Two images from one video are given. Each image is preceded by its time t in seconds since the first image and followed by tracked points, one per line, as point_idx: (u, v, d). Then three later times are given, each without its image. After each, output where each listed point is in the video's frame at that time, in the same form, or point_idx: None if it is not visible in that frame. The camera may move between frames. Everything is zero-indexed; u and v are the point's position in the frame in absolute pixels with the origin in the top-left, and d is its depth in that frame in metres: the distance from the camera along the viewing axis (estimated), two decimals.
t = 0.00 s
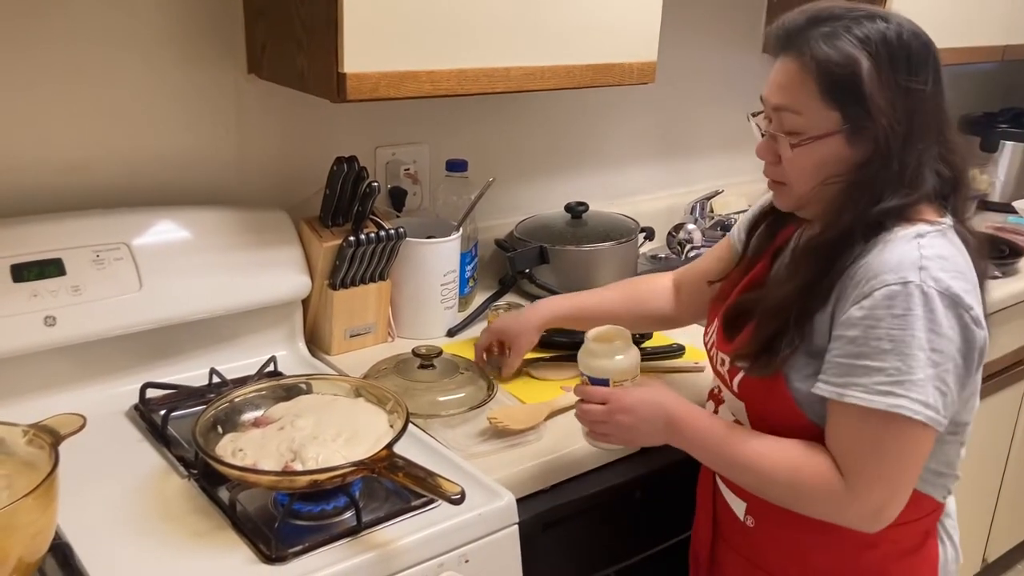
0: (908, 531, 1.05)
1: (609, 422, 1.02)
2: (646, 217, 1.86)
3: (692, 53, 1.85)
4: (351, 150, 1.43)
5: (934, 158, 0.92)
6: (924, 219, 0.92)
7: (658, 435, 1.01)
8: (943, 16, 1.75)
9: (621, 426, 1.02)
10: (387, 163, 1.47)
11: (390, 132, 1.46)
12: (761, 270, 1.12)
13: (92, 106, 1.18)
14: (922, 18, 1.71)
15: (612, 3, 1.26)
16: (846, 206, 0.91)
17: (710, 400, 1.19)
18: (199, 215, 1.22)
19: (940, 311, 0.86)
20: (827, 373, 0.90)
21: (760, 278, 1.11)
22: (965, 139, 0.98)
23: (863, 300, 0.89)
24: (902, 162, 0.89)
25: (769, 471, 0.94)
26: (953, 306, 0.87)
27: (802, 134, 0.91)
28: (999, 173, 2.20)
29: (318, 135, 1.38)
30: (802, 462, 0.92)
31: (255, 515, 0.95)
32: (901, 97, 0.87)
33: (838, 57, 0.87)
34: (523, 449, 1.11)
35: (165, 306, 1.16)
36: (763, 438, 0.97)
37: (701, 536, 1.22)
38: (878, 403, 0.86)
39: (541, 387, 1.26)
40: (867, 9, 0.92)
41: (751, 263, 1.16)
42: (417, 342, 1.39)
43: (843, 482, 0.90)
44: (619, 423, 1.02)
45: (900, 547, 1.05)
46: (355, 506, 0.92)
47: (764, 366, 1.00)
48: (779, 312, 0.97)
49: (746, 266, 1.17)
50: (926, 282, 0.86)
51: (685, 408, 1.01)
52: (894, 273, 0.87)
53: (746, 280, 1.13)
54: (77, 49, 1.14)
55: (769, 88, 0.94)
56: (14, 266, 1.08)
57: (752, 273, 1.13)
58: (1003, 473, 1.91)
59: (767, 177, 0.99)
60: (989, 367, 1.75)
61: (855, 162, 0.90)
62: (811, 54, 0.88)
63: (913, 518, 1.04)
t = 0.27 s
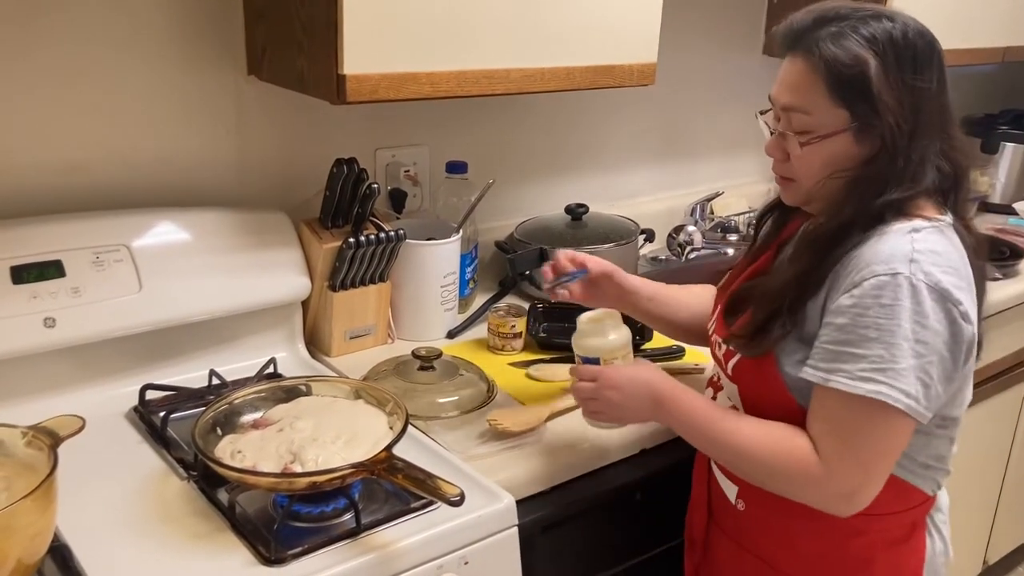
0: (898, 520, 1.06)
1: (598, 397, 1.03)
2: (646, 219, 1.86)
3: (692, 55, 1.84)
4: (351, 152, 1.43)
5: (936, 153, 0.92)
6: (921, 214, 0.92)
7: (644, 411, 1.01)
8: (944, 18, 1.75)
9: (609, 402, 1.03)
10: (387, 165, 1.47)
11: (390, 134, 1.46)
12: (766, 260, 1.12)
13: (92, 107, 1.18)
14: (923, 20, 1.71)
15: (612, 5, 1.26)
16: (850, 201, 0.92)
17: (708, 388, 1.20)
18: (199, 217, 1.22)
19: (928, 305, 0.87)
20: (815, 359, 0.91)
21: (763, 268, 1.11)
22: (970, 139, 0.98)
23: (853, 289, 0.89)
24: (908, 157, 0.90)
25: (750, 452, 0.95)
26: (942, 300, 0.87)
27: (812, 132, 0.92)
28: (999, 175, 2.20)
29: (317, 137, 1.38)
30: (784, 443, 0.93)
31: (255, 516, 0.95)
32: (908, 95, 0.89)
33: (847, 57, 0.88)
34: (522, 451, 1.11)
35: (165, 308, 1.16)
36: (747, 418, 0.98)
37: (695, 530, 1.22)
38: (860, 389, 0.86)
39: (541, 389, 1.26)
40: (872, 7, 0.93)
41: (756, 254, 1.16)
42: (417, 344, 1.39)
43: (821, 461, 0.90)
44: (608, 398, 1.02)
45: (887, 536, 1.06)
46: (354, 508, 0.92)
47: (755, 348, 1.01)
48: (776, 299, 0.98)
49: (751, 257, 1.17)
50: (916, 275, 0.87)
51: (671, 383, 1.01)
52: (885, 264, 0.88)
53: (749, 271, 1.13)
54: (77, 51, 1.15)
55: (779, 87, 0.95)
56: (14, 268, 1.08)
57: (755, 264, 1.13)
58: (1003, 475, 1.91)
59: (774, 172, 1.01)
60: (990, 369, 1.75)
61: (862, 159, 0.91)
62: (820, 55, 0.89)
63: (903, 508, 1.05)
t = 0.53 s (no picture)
0: (896, 520, 1.06)
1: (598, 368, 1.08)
2: (647, 223, 1.86)
3: (692, 58, 1.85)
4: (351, 156, 1.43)
5: (939, 155, 0.93)
6: (923, 216, 0.93)
7: (637, 388, 1.05)
8: (944, 21, 1.75)
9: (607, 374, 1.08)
10: (387, 168, 1.47)
11: (390, 137, 1.46)
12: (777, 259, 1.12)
13: (92, 111, 1.18)
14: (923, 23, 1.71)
15: (611, 9, 1.26)
16: (853, 203, 0.93)
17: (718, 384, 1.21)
18: (199, 220, 1.22)
19: (918, 304, 0.87)
20: (807, 352, 0.92)
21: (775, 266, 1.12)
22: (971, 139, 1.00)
23: (845, 286, 0.91)
24: (911, 161, 0.91)
25: (728, 433, 0.97)
26: (934, 301, 0.88)
27: (817, 137, 0.93)
28: (1000, 178, 2.20)
29: (318, 141, 1.39)
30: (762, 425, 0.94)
31: (255, 520, 0.95)
32: (912, 100, 0.89)
33: (850, 63, 0.88)
34: (523, 454, 1.11)
35: (165, 312, 1.16)
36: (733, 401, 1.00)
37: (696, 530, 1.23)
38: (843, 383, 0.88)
39: (541, 392, 1.26)
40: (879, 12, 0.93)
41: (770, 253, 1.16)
42: (418, 347, 1.39)
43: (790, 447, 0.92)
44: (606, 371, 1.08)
45: (885, 534, 1.06)
46: (354, 512, 0.92)
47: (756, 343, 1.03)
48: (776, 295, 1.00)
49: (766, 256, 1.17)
50: (906, 275, 0.88)
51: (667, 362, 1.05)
52: (877, 262, 0.89)
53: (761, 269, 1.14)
54: (78, 54, 1.15)
55: (785, 92, 0.96)
56: (14, 271, 1.08)
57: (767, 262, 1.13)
58: (1004, 479, 1.91)
59: (782, 175, 1.01)
60: (991, 372, 1.74)
61: (867, 163, 0.92)
62: (824, 61, 0.90)
63: (901, 508, 1.05)
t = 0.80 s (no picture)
0: (895, 528, 1.06)
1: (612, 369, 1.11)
2: (647, 228, 1.86)
3: (692, 64, 1.85)
4: (352, 161, 1.43)
5: (935, 162, 0.94)
6: (920, 223, 0.93)
7: (641, 391, 1.07)
8: (944, 27, 1.76)
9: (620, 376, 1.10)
10: (388, 174, 1.47)
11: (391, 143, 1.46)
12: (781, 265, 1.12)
13: (93, 117, 1.18)
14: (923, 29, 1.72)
15: (612, 15, 1.26)
16: (847, 210, 0.93)
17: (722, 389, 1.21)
18: (200, 226, 1.23)
19: (909, 312, 0.87)
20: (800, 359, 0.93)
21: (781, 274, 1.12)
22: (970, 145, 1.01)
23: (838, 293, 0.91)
24: (903, 169, 0.91)
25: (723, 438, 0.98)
26: (926, 308, 0.88)
27: (809, 147, 0.94)
28: (1000, 184, 2.20)
29: (318, 147, 1.39)
30: (755, 432, 0.96)
31: (255, 526, 0.95)
32: (899, 108, 0.89)
33: (834, 74, 0.89)
34: (523, 460, 1.11)
35: (165, 317, 1.16)
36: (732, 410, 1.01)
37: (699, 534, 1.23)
38: (832, 390, 0.88)
39: (541, 398, 1.26)
40: (871, 21, 0.93)
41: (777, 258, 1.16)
42: (418, 353, 1.39)
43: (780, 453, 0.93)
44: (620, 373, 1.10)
45: (885, 540, 1.06)
46: (354, 518, 0.92)
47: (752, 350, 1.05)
48: (773, 302, 1.02)
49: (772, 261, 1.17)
50: (898, 283, 0.88)
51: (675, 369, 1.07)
52: (869, 270, 0.89)
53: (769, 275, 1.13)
54: (79, 61, 1.15)
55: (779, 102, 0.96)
56: (14, 277, 1.08)
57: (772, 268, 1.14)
58: (1005, 485, 1.90)
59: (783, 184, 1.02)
60: (991, 378, 1.74)
61: (859, 171, 0.92)
62: (809, 71, 0.91)
63: (902, 516, 1.05)
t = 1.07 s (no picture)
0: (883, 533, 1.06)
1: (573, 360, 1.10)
2: (646, 233, 1.86)
3: (691, 70, 1.85)
4: (352, 167, 1.43)
5: (917, 164, 0.93)
6: (902, 228, 0.93)
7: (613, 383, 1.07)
8: (942, 34, 1.76)
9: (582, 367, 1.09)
10: (388, 180, 1.47)
11: (391, 149, 1.46)
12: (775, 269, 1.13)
13: (93, 122, 1.18)
14: (922, 36, 1.72)
15: (611, 21, 1.27)
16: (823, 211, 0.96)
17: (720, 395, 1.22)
18: (200, 231, 1.23)
19: (880, 317, 0.87)
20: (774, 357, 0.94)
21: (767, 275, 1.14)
22: (962, 153, 1.00)
23: (811, 293, 0.92)
24: (873, 171, 0.92)
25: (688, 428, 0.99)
26: (897, 314, 0.88)
27: (787, 147, 0.97)
28: (999, 189, 2.20)
29: (318, 152, 1.39)
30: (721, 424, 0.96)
31: (254, 531, 0.95)
32: (867, 110, 0.90)
33: (806, 76, 0.92)
34: (522, 466, 1.11)
35: (165, 322, 1.16)
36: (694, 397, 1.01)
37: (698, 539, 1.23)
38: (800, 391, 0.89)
39: (540, 403, 1.26)
40: (858, 29, 0.95)
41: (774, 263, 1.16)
42: (418, 358, 1.39)
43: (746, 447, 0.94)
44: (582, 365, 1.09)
45: (872, 545, 1.06)
46: (353, 523, 0.92)
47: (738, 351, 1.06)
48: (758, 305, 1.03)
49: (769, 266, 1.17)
50: (869, 287, 0.88)
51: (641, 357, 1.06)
52: (842, 273, 0.89)
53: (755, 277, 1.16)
54: (80, 67, 1.15)
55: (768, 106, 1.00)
56: (15, 282, 1.08)
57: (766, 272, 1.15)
58: (1005, 491, 1.90)
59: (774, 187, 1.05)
60: (991, 383, 1.74)
61: (831, 172, 0.94)
62: (786, 74, 0.94)
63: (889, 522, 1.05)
